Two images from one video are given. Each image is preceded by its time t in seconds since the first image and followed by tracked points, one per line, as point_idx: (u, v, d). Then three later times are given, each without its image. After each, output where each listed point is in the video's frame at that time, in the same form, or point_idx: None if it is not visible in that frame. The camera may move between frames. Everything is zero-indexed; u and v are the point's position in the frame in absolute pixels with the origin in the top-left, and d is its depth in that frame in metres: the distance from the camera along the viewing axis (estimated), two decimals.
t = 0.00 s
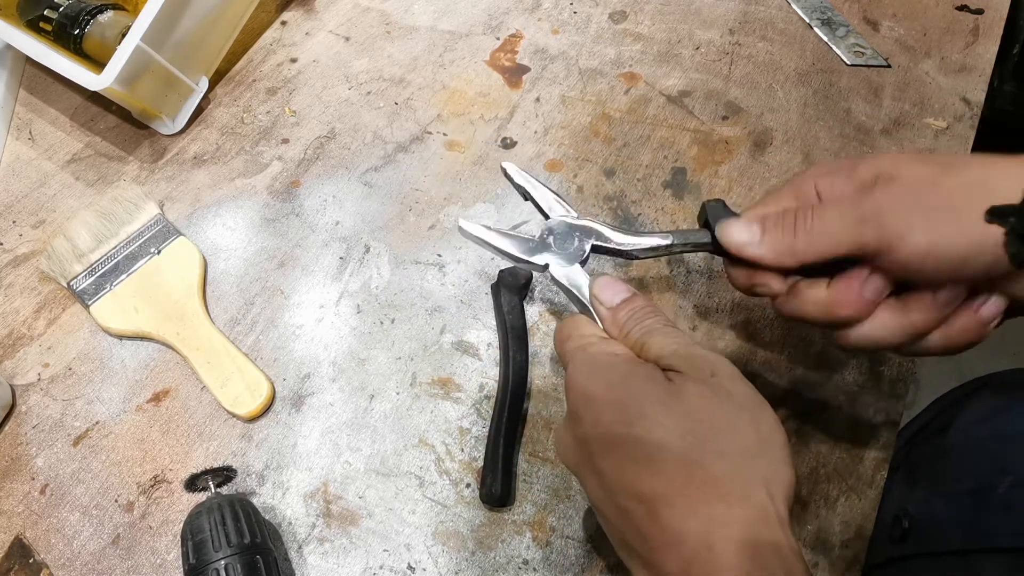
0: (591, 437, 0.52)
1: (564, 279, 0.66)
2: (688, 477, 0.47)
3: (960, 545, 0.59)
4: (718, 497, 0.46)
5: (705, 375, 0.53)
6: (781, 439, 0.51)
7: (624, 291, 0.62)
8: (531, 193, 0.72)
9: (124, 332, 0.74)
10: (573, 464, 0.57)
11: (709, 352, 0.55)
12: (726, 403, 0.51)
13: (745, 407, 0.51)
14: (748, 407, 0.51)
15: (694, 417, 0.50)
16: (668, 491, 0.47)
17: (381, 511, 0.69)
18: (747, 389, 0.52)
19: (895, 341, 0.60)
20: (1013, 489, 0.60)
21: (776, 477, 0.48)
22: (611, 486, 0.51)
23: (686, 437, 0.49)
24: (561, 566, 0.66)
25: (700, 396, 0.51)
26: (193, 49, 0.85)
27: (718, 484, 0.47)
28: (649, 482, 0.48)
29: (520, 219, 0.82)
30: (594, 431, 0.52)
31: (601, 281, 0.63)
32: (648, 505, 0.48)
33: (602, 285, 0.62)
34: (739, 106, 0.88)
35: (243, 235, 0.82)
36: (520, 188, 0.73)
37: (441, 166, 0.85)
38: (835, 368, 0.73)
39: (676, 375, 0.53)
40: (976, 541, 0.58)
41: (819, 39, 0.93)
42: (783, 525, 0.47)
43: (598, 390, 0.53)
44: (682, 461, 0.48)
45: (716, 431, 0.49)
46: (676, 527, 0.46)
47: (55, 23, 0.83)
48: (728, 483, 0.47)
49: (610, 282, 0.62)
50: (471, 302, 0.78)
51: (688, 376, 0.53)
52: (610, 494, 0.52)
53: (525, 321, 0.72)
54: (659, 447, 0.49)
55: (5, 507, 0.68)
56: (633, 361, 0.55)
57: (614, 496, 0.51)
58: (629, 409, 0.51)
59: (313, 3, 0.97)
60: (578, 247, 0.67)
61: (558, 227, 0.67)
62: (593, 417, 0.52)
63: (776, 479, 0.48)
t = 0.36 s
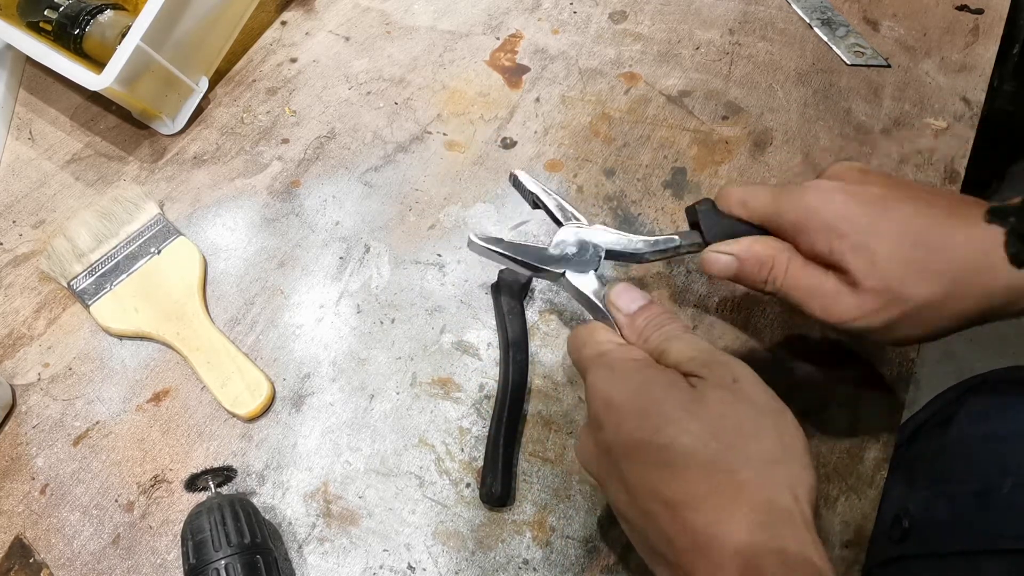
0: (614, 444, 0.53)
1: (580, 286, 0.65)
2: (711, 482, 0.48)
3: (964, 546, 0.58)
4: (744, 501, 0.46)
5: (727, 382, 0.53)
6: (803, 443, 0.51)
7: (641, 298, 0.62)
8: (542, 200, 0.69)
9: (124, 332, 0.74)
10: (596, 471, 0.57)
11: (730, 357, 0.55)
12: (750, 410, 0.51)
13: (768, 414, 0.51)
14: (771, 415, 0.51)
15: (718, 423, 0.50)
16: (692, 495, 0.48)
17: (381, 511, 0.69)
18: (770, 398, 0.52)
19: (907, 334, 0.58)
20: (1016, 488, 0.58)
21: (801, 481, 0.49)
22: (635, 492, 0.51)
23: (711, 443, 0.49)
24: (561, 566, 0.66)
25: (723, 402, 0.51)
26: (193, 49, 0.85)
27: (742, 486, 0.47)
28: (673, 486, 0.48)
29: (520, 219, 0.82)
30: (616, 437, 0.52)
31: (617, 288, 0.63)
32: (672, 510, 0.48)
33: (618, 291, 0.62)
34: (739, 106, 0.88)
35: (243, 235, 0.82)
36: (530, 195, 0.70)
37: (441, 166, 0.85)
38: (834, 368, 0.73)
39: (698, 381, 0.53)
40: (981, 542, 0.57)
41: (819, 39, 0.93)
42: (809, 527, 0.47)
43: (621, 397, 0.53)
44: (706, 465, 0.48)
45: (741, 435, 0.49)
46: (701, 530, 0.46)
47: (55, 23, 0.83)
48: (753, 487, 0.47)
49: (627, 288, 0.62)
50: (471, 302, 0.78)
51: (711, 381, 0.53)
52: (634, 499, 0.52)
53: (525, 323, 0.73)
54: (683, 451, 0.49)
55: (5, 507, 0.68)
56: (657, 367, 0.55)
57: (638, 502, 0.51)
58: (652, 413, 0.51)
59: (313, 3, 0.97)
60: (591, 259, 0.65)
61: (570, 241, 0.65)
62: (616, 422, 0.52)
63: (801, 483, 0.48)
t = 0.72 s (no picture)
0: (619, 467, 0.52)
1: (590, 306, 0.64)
2: (719, 506, 0.47)
3: (968, 544, 0.57)
4: (752, 527, 0.46)
5: (734, 403, 0.51)
6: (811, 467, 0.50)
7: (650, 319, 0.60)
8: (552, 224, 0.69)
9: (124, 332, 0.74)
10: (602, 489, 0.57)
11: (738, 379, 0.54)
12: (759, 433, 0.50)
13: (776, 435, 0.50)
14: (778, 436, 0.50)
15: (726, 446, 0.49)
16: (701, 520, 0.47)
17: (381, 511, 0.69)
18: (778, 419, 0.51)
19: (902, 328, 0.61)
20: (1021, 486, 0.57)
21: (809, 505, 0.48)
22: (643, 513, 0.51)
23: (719, 467, 0.48)
24: (561, 566, 0.66)
25: (731, 425, 0.50)
26: (193, 49, 0.85)
27: (750, 515, 0.47)
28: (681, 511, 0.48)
29: (520, 219, 0.82)
30: (622, 459, 0.52)
31: (625, 310, 0.61)
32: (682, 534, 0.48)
33: (627, 313, 0.61)
34: (739, 106, 0.88)
35: (243, 235, 0.82)
36: (541, 221, 0.70)
37: (441, 166, 0.85)
38: (834, 367, 0.73)
39: (705, 401, 0.52)
40: (984, 540, 0.56)
41: (819, 40, 0.93)
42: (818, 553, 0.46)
43: (625, 418, 0.52)
44: (713, 491, 0.47)
45: (749, 459, 0.49)
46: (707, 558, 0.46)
47: (55, 23, 0.83)
48: (760, 511, 0.47)
49: (636, 311, 0.61)
50: (471, 302, 0.78)
51: (718, 404, 0.51)
52: (642, 521, 0.51)
53: (525, 323, 0.73)
54: (690, 476, 0.48)
55: (5, 507, 0.68)
56: (660, 388, 0.54)
57: (645, 523, 0.51)
58: (658, 437, 0.50)
59: (313, 3, 0.97)
60: (601, 279, 0.64)
61: (580, 255, 0.66)
62: (622, 444, 0.52)
63: (809, 505, 0.48)
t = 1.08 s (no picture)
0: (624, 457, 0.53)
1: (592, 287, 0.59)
2: (720, 497, 0.48)
3: (968, 545, 0.58)
4: (757, 518, 0.47)
5: (740, 388, 0.52)
6: (818, 454, 0.50)
7: (651, 295, 0.58)
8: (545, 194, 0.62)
9: (124, 332, 0.74)
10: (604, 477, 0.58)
11: (745, 361, 0.53)
12: (762, 420, 0.50)
13: (781, 423, 0.50)
14: (783, 423, 0.50)
15: (727, 434, 0.50)
16: (703, 511, 0.48)
17: (381, 511, 0.69)
18: (782, 405, 0.51)
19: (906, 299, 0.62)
20: (1018, 486, 0.58)
21: (814, 493, 0.48)
22: (645, 502, 0.53)
23: (721, 457, 0.49)
24: (561, 566, 0.66)
25: (735, 413, 0.50)
26: (193, 49, 0.85)
27: (754, 506, 0.47)
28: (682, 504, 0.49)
29: (520, 220, 0.82)
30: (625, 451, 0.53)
31: (625, 285, 0.59)
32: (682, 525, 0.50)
33: (627, 289, 0.59)
34: (739, 106, 0.88)
35: (243, 235, 0.82)
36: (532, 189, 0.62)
37: (441, 166, 0.85)
38: (835, 368, 0.73)
39: (709, 389, 0.52)
40: (983, 541, 0.57)
41: (819, 40, 0.93)
42: (822, 538, 0.47)
43: (626, 409, 0.52)
44: (715, 483, 0.48)
45: (751, 449, 0.49)
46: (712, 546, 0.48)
47: (55, 24, 0.83)
48: (762, 503, 0.47)
49: (637, 286, 0.58)
50: (471, 302, 0.78)
51: (722, 391, 0.52)
52: (645, 509, 0.53)
53: (524, 323, 0.73)
54: (692, 468, 0.49)
55: (5, 507, 0.68)
56: (663, 374, 0.54)
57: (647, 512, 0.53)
58: (657, 426, 0.51)
59: (313, 3, 0.97)
60: (600, 255, 0.59)
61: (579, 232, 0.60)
62: (624, 436, 0.53)
63: (813, 495, 0.48)
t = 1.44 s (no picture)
0: (623, 468, 0.53)
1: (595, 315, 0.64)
2: (720, 504, 0.47)
3: (959, 540, 0.59)
4: (755, 526, 0.46)
5: (736, 404, 0.52)
6: (814, 465, 0.50)
7: (651, 324, 0.61)
8: (556, 233, 0.69)
9: (124, 332, 0.74)
10: (605, 492, 0.57)
11: (739, 380, 0.55)
12: (757, 433, 0.50)
13: (776, 436, 0.50)
14: (779, 436, 0.51)
15: (725, 443, 0.49)
16: (703, 517, 0.47)
17: (381, 511, 0.69)
18: (778, 419, 0.52)
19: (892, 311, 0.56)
20: (1009, 482, 0.59)
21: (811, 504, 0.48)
22: (645, 514, 0.51)
23: (720, 466, 0.48)
24: (561, 566, 0.66)
25: (732, 424, 0.51)
26: (193, 49, 0.85)
27: (753, 514, 0.46)
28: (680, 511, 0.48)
29: (520, 220, 0.82)
30: (624, 463, 0.52)
31: (628, 314, 0.62)
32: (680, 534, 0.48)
33: (629, 318, 0.61)
34: (739, 106, 0.88)
35: (243, 235, 0.82)
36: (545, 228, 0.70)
37: (441, 166, 0.85)
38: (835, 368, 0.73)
39: (707, 403, 0.53)
40: (975, 537, 0.58)
41: (819, 40, 0.93)
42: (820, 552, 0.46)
43: (628, 419, 0.53)
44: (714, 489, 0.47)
45: (749, 457, 0.49)
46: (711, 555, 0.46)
47: (55, 24, 0.83)
48: (760, 509, 0.47)
49: (638, 316, 0.61)
50: (471, 303, 0.78)
51: (719, 405, 0.52)
52: (644, 521, 0.51)
53: (525, 323, 0.73)
54: (692, 474, 0.48)
55: (5, 507, 0.68)
56: (662, 390, 0.54)
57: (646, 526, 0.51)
58: (656, 434, 0.51)
59: (313, 3, 0.97)
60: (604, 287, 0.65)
61: (582, 264, 0.66)
62: (624, 446, 0.53)
63: (811, 504, 0.47)
